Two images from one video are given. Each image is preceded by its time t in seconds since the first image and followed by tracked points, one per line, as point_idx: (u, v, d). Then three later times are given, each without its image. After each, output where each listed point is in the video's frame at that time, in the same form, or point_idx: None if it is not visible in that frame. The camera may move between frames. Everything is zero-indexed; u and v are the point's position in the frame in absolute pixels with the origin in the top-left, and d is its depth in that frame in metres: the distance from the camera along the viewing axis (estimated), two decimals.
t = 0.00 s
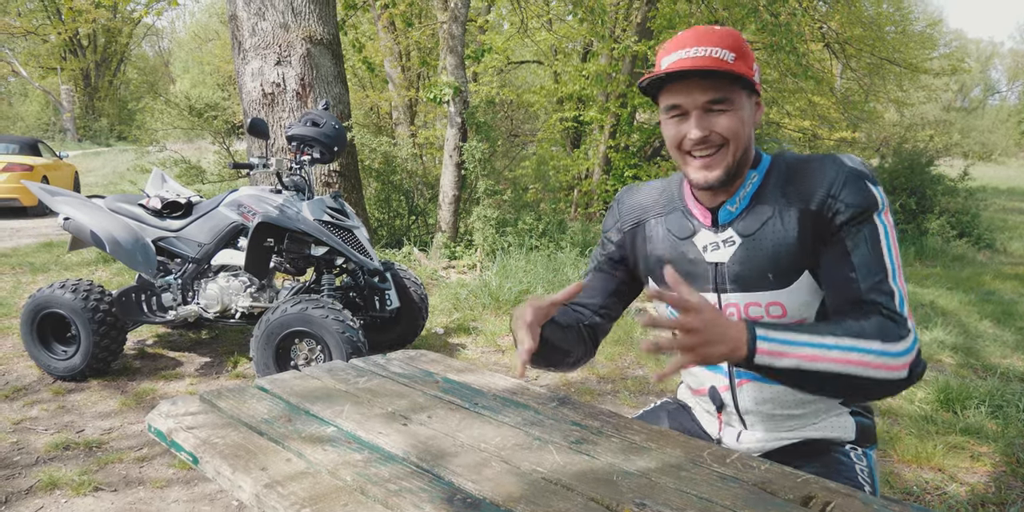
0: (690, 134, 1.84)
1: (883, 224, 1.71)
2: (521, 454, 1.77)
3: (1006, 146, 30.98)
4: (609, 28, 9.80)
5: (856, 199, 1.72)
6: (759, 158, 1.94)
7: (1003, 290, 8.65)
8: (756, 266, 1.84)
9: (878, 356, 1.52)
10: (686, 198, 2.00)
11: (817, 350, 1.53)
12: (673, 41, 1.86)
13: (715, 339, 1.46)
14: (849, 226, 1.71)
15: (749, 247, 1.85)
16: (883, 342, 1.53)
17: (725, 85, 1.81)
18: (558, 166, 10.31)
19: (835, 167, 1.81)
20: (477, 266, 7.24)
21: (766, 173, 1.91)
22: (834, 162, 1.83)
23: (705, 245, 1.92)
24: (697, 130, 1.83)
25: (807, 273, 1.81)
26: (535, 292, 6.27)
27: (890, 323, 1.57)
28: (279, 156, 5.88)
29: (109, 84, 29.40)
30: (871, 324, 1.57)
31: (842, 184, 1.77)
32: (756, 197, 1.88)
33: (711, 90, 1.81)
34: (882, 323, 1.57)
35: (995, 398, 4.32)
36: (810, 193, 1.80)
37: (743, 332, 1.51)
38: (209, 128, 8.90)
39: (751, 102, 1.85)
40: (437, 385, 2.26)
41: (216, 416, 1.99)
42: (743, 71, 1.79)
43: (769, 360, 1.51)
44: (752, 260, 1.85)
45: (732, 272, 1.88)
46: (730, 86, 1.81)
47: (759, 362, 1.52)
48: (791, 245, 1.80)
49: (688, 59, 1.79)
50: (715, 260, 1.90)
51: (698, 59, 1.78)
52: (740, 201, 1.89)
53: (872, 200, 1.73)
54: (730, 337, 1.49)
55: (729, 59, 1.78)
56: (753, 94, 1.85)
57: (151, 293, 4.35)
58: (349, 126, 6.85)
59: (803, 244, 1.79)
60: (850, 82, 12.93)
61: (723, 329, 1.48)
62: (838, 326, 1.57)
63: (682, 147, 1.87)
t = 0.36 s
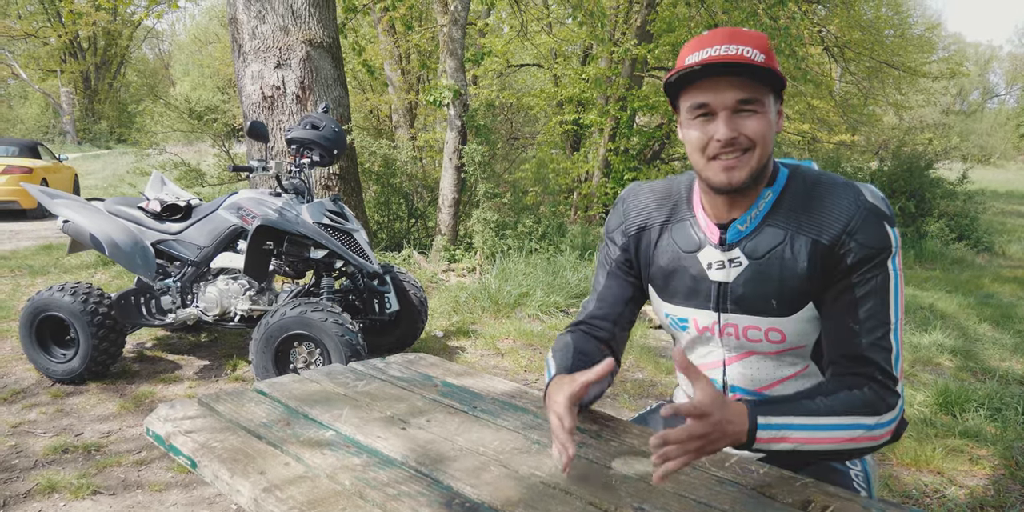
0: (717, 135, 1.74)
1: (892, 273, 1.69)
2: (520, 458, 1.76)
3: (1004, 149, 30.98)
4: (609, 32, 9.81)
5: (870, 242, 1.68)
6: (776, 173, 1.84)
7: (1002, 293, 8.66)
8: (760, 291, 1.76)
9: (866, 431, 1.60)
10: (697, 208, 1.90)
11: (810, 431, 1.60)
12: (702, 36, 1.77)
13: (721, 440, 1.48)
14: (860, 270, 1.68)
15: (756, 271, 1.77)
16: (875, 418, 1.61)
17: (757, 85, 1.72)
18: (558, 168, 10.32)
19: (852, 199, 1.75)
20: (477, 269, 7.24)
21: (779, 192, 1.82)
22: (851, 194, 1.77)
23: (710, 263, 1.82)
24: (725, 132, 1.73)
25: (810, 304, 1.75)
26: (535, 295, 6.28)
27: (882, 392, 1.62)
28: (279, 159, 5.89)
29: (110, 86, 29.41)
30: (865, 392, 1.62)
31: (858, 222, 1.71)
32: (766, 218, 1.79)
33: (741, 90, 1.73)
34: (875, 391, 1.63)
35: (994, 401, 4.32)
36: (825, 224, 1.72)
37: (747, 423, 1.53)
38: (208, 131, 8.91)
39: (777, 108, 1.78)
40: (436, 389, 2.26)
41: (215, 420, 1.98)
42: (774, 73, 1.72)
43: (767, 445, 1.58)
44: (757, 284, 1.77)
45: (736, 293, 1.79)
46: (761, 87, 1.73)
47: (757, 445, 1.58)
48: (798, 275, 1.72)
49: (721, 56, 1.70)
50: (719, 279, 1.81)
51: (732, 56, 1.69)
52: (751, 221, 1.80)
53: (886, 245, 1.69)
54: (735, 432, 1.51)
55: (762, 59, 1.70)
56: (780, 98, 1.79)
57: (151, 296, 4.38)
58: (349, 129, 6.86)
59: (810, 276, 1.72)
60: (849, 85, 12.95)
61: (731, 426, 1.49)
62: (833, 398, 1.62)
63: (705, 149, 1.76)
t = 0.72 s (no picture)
0: (712, 155, 1.71)
1: (874, 298, 1.63)
2: (517, 458, 1.77)
3: (1002, 151, 30.99)
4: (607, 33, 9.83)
5: (853, 266, 1.63)
6: (769, 189, 1.79)
7: (999, 295, 8.67)
8: (745, 315, 1.75)
9: (800, 458, 1.57)
10: (689, 224, 1.86)
11: (738, 461, 1.55)
12: (692, 54, 1.76)
13: (642, 466, 1.50)
14: (840, 296, 1.63)
15: (741, 294, 1.74)
16: (811, 443, 1.58)
17: (750, 105, 1.71)
18: (556, 170, 10.32)
19: (840, 221, 1.69)
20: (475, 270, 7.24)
21: (770, 214, 1.78)
22: (840, 215, 1.70)
23: (698, 285, 1.79)
24: (719, 150, 1.70)
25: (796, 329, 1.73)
26: (533, 296, 6.28)
27: (821, 417, 1.60)
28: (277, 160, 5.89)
29: (107, 87, 29.39)
30: (802, 417, 1.60)
31: (845, 246, 1.65)
32: (755, 239, 1.75)
33: (734, 109, 1.71)
34: (812, 415, 1.60)
35: (991, 402, 4.32)
36: (810, 247, 1.68)
37: (670, 454, 1.53)
38: (206, 132, 8.89)
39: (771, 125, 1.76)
40: (433, 389, 2.26)
41: (211, 420, 1.98)
42: (766, 90, 1.71)
43: (691, 476, 1.56)
44: (742, 307, 1.74)
45: (724, 315, 1.77)
46: (754, 106, 1.71)
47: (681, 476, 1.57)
48: (782, 300, 1.69)
49: (712, 74, 1.69)
50: (707, 302, 1.79)
51: (723, 73, 1.68)
52: (739, 242, 1.76)
53: (872, 271, 1.63)
54: (658, 460, 1.52)
55: (753, 77, 1.70)
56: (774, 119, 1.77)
57: (147, 296, 4.34)
58: (348, 130, 6.86)
59: (791, 298, 1.69)
60: (847, 87, 12.97)
61: (653, 453, 1.51)
62: (764, 425, 1.59)
63: (701, 170, 1.73)
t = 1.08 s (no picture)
0: (706, 182, 1.68)
1: (898, 319, 1.62)
2: (513, 457, 1.77)
3: (999, 152, 31.01)
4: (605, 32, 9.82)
5: (882, 285, 1.61)
6: (796, 197, 1.78)
7: (996, 294, 8.69)
8: (761, 325, 1.78)
9: (797, 482, 1.59)
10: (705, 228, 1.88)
11: (735, 486, 1.57)
12: (699, 67, 1.69)
13: (639, 494, 1.51)
14: (861, 314, 1.63)
15: (759, 303, 1.76)
16: (812, 467, 1.60)
17: (752, 127, 1.61)
18: (554, 169, 10.32)
19: (870, 237, 1.67)
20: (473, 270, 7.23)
21: (795, 222, 1.77)
22: (871, 230, 1.68)
23: (712, 291, 1.83)
24: (714, 177, 1.66)
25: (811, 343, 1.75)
26: (530, 296, 6.28)
27: (824, 441, 1.60)
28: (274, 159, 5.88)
29: (104, 86, 29.33)
30: (804, 440, 1.60)
31: (872, 263, 1.63)
32: (775, 249, 1.76)
33: (731, 132, 1.62)
34: (816, 439, 1.60)
35: (988, 401, 4.33)
36: (836, 263, 1.67)
37: (664, 480, 1.55)
38: (204, 131, 8.89)
39: (787, 140, 1.66)
40: (430, 388, 2.26)
41: (207, 419, 1.98)
42: (774, 108, 1.60)
43: (686, 499, 1.57)
44: (759, 317, 1.77)
45: (739, 323, 1.81)
46: (756, 128, 1.61)
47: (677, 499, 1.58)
48: (801, 313, 1.71)
49: (707, 95, 1.63)
50: (721, 308, 1.83)
51: (717, 96, 1.61)
52: (758, 251, 1.77)
53: (900, 290, 1.62)
54: (652, 486, 1.54)
55: (755, 96, 1.60)
56: (790, 133, 1.66)
57: (144, 296, 4.35)
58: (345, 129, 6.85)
59: (812, 312, 1.70)
60: (844, 87, 12.98)
61: (647, 480, 1.53)
62: (762, 449, 1.59)
63: (699, 191, 1.71)
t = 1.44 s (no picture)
0: (712, 179, 1.69)
1: (924, 332, 1.62)
2: (512, 455, 1.76)
3: (999, 149, 30.97)
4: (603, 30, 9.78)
5: (914, 299, 1.61)
6: (828, 202, 1.78)
7: (996, 291, 8.69)
8: (783, 328, 1.79)
9: (797, 487, 1.61)
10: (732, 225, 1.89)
11: (738, 489, 1.58)
12: (727, 64, 1.71)
13: (641, 491, 1.51)
14: (889, 325, 1.63)
15: (783, 306, 1.77)
16: (816, 472, 1.63)
17: (763, 126, 1.62)
18: (553, 167, 10.31)
19: (905, 248, 1.66)
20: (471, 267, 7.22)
21: (827, 226, 1.77)
22: (907, 241, 1.67)
23: (735, 290, 1.85)
24: (719, 173, 1.67)
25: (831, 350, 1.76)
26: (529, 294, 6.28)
27: (831, 447, 1.63)
28: (273, 157, 5.87)
29: (103, 85, 29.32)
30: (811, 446, 1.63)
31: (906, 275, 1.62)
32: (804, 253, 1.76)
33: (741, 129, 1.63)
34: (823, 446, 1.63)
35: (987, 398, 4.33)
36: (869, 273, 1.67)
37: (668, 478, 1.55)
38: (202, 129, 8.88)
39: (805, 147, 1.65)
40: (428, 386, 2.25)
41: (205, 417, 1.98)
42: (788, 111, 1.61)
43: (689, 499, 1.58)
44: (782, 320, 1.78)
45: (758, 323, 1.82)
46: (769, 127, 1.62)
47: (679, 498, 1.59)
48: (825, 319, 1.72)
49: (725, 90, 1.66)
50: (742, 308, 1.84)
51: (730, 95, 1.65)
52: (787, 254, 1.78)
53: (931, 305, 1.62)
54: (654, 484, 1.54)
55: (770, 97, 1.61)
56: (809, 138, 1.65)
57: (143, 294, 4.35)
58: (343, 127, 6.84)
59: (837, 320, 1.71)
60: (843, 84, 12.96)
61: (650, 477, 1.53)
62: (767, 453, 1.61)
63: (709, 188, 1.72)
